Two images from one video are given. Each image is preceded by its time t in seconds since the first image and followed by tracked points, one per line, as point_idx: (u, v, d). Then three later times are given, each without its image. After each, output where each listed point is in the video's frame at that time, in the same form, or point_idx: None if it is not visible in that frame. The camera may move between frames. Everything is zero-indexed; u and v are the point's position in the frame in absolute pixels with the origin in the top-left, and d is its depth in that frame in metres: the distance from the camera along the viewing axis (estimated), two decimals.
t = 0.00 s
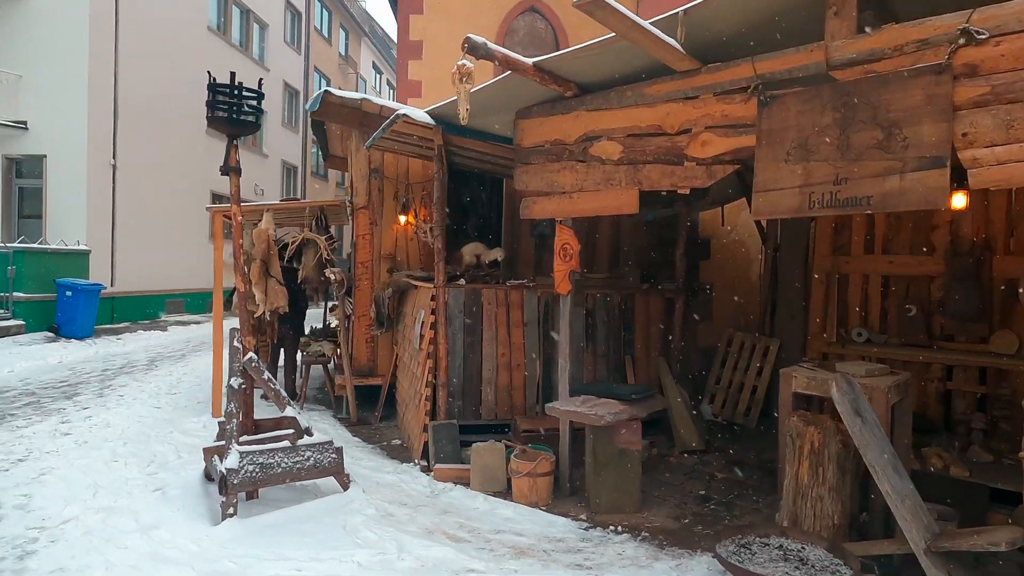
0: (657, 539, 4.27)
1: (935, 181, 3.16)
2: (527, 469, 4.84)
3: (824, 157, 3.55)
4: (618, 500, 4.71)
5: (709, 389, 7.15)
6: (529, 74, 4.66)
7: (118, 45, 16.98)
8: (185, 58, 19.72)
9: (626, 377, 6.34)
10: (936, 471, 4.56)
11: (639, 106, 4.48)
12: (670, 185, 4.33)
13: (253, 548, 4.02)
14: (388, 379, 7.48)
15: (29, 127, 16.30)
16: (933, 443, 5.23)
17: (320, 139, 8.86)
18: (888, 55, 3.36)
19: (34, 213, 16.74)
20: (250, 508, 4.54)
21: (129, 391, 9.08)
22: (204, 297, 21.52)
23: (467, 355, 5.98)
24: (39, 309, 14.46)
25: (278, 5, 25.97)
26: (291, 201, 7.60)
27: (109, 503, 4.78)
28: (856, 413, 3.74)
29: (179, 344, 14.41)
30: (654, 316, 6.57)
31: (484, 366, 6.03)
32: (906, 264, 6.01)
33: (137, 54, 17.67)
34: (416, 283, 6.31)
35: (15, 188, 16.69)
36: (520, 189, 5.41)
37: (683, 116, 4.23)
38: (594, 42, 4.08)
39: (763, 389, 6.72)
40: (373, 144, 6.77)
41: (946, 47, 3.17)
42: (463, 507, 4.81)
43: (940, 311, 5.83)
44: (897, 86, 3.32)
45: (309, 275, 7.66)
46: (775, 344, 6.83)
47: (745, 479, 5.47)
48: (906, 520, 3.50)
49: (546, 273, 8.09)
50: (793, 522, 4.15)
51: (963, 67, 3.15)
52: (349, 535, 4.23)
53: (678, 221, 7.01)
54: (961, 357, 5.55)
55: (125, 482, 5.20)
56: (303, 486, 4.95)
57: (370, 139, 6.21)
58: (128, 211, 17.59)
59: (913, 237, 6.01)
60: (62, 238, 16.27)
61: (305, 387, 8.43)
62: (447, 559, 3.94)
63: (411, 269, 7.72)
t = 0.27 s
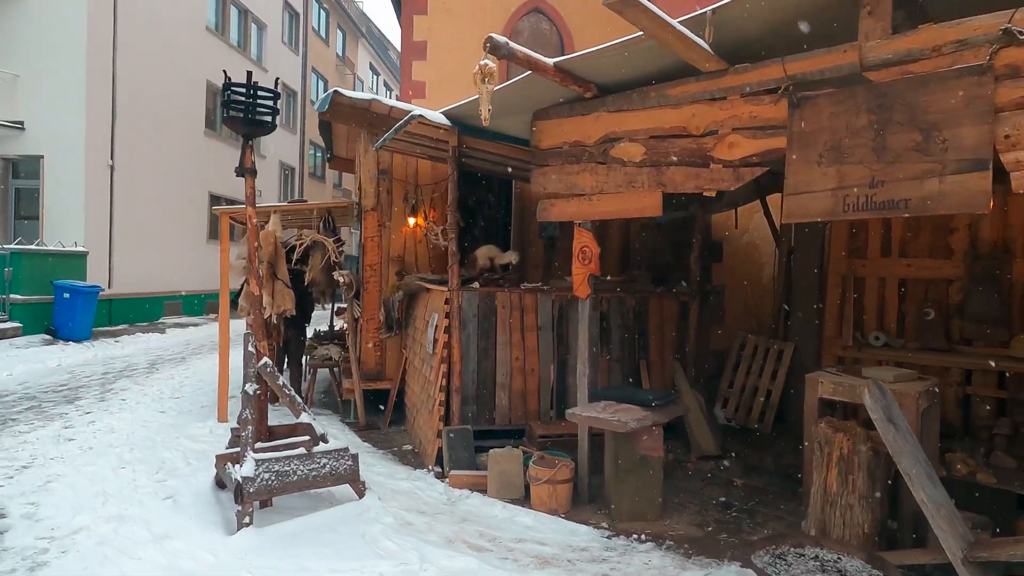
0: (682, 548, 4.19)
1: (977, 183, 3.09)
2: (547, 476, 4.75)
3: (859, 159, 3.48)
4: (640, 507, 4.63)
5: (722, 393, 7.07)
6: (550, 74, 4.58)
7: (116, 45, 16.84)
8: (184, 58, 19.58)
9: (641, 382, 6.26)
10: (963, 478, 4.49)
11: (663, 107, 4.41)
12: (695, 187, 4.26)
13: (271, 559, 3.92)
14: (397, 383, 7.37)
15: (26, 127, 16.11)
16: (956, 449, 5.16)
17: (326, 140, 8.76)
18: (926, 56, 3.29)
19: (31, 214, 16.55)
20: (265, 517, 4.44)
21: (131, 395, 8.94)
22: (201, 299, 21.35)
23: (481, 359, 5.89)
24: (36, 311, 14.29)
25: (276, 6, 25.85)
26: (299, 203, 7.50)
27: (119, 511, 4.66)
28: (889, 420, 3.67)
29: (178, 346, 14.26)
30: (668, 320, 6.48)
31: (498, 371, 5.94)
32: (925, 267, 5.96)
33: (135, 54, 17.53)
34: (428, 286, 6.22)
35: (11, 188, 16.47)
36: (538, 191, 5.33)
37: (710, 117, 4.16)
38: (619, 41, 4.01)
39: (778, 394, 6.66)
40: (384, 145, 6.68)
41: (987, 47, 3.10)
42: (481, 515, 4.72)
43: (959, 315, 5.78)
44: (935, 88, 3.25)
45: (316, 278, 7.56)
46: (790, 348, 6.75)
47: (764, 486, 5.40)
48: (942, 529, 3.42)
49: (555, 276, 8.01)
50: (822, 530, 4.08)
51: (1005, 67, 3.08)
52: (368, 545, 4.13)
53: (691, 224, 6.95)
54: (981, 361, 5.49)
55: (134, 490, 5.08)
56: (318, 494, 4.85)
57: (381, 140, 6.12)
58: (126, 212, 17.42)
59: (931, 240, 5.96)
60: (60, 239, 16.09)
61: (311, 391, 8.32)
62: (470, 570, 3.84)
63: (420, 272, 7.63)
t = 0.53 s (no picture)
0: (707, 556, 4.06)
1: None
2: (564, 481, 4.61)
3: (896, 153, 3.36)
4: (660, 514, 4.49)
5: (734, 395, 6.95)
6: (567, 67, 4.44)
7: (108, 42, 16.58)
8: (177, 56, 19.33)
9: (654, 383, 6.12)
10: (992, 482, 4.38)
11: (684, 101, 4.28)
12: (720, 183, 4.14)
13: (281, 570, 3.75)
14: (402, 385, 7.21)
15: (17, 125, 15.77)
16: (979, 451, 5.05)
17: (328, 137, 8.59)
18: (966, 47, 3.09)
19: (21, 213, 16.24)
20: (274, 525, 4.27)
21: (127, 398, 8.74)
22: (195, 300, 21.09)
23: (491, 360, 5.74)
24: (27, 312, 14.03)
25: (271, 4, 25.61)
26: (301, 201, 7.32)
27: (120, 520, 4.49)
28: (924, 423, 3.54)
29: (173, 348, 14.04)
30: (681, 321, 6.35)
31: (509, 373, 5.80)
32: (942, 266, 5.83)
33: (128, 50, 17.26)
34: (436, 285, 6.07)
35: None
36: (551, 188, 5.19)
37: (735, 111, 4.03)
38: (643, 32, 3.87)
39: (791, 395, 6.54)
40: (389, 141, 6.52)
41: None
42: (496, 521, 4.57)
43: (978, 315, 5.66)
44: (977, 79, 3.12)
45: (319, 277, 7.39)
46: (803, 348, 6.63)
47: (783, 490, 5.27)
48: (982, 536, 3.29)
49: (562, 275, 7.87)
50: (851, 537, 3.96)
51: None
52: (382, 554, 3.97)
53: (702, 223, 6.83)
54: (1002, 361, 5.35)
55: (135, 497, 4.90)
56: (326, 500, 4.69)
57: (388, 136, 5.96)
58: (118, 211, 17.16)
59: (949, 238, 5.84)
60: (51, 239, 15.82)
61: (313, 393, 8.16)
62: None
63: (424, 272, 7.47)
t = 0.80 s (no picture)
0: (728, 573, 3.91)
1: None
2: (577, 494, 4.45)
3: (931, 157, 3.22)
4: (676, 528, 4.34)
5: (742, 401, 6.82)
6: (581, 66, 4.29)
7: (96, 38, 16.28)
8: (166, 54, 19.03)
9: (663, 390, 5.98)
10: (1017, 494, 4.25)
11: (703, 101, 4.13)
12: (741, 186, 4.00)
13: None
14: (402, 391, 7.04)
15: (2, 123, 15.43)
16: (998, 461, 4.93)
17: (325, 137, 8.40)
18: (1005, 46, 3.00)
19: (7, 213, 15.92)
20: (276, 543, 4.09)
21: (118, 404, 8.51)
22: (185, 301, 20.79)
23: (498, 367, 5.58)
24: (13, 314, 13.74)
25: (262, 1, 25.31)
26: (299, 202, 7.13)
27: (115, 537, 4.29)
28: (957, 437, 3.40)
29: (163, 351, 13.78)
30: (690, 326, 6.21)
31: (516, 380, 5.64)
32: (955, 271, 5.71)
33: (116, 47, 16.95)
34: (440, 290, 5.90)
35: None
36: (562, 190, 5.04)
37: (758, 111, 3.89)
38: (662, 30, 3.72)
39: (801, 402, 6.43)
40: (390, 142, 6.35)
41: None
42: (507, 536, 4.41)
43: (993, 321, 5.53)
44: (1019, 79, 2.98)
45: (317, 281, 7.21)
46: (813, 354, 6.52)
47: (798, 500, 5.14)
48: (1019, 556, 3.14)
49: (565, 279, 7.72)
50: (877, 553, 3.82)
51: None
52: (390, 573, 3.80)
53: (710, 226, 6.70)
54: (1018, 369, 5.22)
55: (129, 512, 4.71)
56: (329, 514, 4.51)
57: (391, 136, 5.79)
58: (107, 211, 16.86)
59: (962, 242, 5.71)
60: (38, 240, 15.51)
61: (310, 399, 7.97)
62: None
63: (425, 275, 7.30)
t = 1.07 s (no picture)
0: None
1: None
2: (589, 503, 4.33)
3: (961, 157, 3.12)
4: (691, 538, 4.23)
5: (748, 404, 6.73)
6: (593, 62, 4.16)
7: (85, 34, 16.00)
8: (155, 52, 18.75)
9: (670, 394, 5.87)
10: None
11: (719, 99, 4.02)
12: (759, 187, 3.89)
13: None
14: (402, 396, 6.89)
15: None
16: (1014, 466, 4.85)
17: (321, 136, 8.23)
18: None
19: None
20: (278, 557, 3.93)
21: (109, 408, 8.31)
22: (174, 302, 20.51)
23: (503, 372, 5.45)
24: None
25: None
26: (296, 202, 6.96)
27: (109, 551, 4.12)
28: (985, 445, 3.30)
29: (154, 353, 13.55)
30: (697, 328, 6.10)
31: (521, 385, 5.51)
32: (966, 273, 5.64)
33: (105, 43, 16.68)
34: (442, 292, 5.76)
35: None
36: (570, 191, 4.91)
37: (777, 110, 3.78)
38: (680, 24, 3.61)
39: (808, 405, 6.34)
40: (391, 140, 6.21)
41: None
42: (517, 547, 4.27)
43: (1005, 323, 5.45)
44: None
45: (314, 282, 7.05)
46: (821, 357, 6.42)
47: (811, 507, 5.04)
48: None
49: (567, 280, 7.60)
50: (899, 564, 3.72)
51: None
52: None
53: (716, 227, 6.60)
54: None
55: (123, 523, 4.54)
56: (332, 526, 4.36)
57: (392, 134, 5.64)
58: (95, 210, 16.57)
59: (973, 244, 5.63)
60: (24, 240, 15.22)
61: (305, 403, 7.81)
62: None
63: (425, 277, 7.16)
